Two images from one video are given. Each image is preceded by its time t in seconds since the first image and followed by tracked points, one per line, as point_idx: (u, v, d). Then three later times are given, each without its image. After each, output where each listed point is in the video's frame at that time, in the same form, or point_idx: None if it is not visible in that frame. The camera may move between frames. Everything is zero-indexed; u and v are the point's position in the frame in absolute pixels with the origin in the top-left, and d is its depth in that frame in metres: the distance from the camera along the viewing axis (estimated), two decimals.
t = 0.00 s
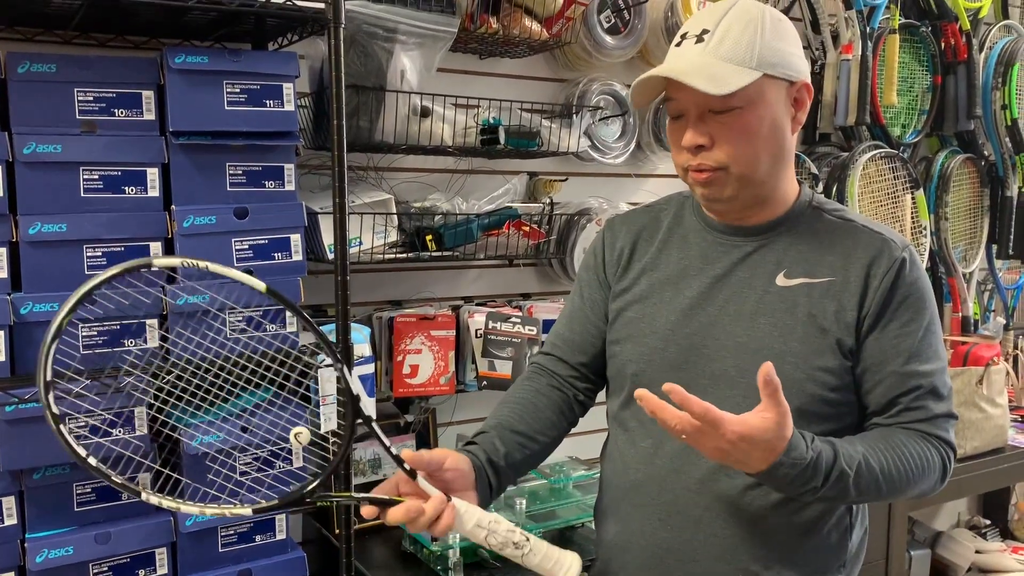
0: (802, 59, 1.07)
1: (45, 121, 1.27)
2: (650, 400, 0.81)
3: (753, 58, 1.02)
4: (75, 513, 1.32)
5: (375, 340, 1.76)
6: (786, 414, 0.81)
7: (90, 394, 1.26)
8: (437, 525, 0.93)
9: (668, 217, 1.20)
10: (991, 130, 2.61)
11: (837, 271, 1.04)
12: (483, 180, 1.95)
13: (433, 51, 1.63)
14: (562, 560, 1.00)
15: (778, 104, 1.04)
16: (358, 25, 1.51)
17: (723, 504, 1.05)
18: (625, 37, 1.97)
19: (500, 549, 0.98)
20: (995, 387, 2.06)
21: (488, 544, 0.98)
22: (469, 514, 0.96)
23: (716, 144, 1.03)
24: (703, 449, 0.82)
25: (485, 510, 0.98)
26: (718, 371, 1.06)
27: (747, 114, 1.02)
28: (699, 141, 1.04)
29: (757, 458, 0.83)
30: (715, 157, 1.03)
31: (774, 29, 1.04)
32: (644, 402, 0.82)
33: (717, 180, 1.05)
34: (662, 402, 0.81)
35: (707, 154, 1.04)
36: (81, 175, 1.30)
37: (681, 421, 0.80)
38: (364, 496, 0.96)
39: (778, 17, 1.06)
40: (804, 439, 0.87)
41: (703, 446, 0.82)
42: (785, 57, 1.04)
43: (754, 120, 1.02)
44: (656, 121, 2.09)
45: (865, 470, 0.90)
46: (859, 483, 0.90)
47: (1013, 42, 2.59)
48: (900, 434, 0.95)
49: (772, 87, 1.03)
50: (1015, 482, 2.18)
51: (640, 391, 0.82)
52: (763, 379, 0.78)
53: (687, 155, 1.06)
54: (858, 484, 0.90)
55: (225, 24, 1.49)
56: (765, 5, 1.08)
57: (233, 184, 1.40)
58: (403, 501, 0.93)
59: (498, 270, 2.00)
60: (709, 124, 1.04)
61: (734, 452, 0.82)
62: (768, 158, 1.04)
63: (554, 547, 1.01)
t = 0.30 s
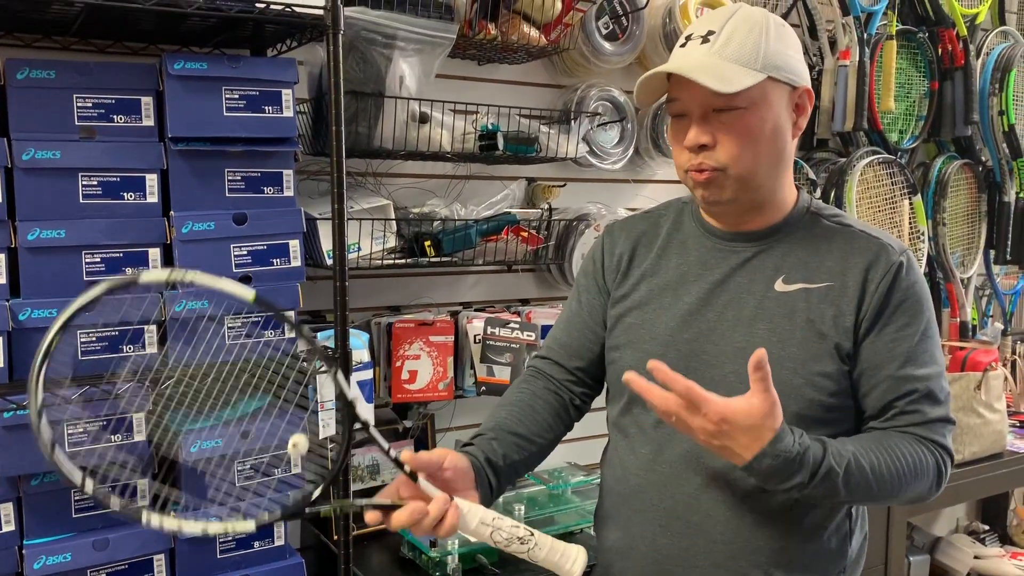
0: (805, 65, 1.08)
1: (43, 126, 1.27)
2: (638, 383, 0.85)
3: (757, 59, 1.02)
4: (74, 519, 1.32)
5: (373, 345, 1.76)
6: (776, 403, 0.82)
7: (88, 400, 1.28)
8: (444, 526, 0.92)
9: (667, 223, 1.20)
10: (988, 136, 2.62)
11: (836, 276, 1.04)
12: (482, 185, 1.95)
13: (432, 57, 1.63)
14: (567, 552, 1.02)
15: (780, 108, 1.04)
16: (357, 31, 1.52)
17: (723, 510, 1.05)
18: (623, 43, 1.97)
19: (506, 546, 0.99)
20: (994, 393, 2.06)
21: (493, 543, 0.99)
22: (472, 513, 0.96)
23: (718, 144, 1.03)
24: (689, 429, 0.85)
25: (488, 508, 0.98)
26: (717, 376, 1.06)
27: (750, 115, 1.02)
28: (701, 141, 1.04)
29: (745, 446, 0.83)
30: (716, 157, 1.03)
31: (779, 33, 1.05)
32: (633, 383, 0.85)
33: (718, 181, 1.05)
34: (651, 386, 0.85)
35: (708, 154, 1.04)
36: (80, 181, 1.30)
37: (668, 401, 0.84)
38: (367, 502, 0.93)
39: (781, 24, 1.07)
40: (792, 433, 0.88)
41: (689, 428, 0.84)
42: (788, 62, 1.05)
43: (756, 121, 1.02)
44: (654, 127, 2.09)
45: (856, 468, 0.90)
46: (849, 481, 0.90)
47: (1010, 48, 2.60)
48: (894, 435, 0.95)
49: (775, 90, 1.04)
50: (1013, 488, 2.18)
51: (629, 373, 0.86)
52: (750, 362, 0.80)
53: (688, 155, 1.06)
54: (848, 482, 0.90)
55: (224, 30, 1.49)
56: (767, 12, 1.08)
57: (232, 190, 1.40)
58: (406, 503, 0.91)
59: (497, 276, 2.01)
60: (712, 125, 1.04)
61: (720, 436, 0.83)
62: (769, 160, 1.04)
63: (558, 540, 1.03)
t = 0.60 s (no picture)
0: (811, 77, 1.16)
1: (42, 130, 1.27)
2: (639, 417, 0.84)
3: (794, 56, 1.06)
4: (72, 524, 1.32)
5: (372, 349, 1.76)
6: (779, 419, 0.82)
7: (87, 405, 1.27)
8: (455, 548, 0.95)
9: (666, 227, 1.20)
10: (986, 138, 2.63)
11: (836, 279, 1.04)
12: (481, 188, 1.95)
13: (431, 61, 1.63)
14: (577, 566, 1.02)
15: (806, 110, 1.09)
16: (356, 35, 1.52)
17: (723, 513, 1.05)
18: (622, 46, 1.97)
19: (518, 562, 1.00)
20: (993, 395, 2.06)
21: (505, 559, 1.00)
22: (484, 533, 0.97)
23: (761, 135, 1.04)
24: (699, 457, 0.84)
25: (500, 525, 0.99)
26: (716, 380, 1.06)
27: (788, 110, 1.06)
28: (746, 130, 1.04)
29: (752, 466, 0.83)
30: (758, 148, 1.04)
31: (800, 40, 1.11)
32: (631, 417, 0.84)
33: (754, 174, 1.05)
34: (651, 417, 0.84)
35: (751, 143, 1.04)
36: (79, 185, 1.30)
37: (671, 431, 0.83)
38: (380, 527, 0.96)
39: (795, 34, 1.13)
40: (799, 451, 0.88)
41: (698, 456, 0.84)
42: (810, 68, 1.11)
43: (793, 116, 1.06)
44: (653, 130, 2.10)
45: (862, 480, 0.90)
46: (856, 493, 0.90)
47: (1008, 51, 2.60)
48: (899, 443, 0.95)
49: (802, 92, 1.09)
50: (1013, 490, 2.18)
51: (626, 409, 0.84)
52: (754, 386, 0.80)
53: (726, 144, 1.06)
54: (856, 495, 0.90)
55: (223, 33, 1.49)
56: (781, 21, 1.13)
57: (231, 193, 1.40)
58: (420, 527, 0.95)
59: (496, 279, 2.00)
60: (753, 116, 1.05)
61: (728, 459, 0.83)
62: (797, 158, 1.08)
63: (569, 555, 1.03)
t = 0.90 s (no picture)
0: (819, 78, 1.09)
1: (40, 132, 1.27)
2: (639, 432, 0.85)
3: (772, 67, 1.02)
4: (69, 527, 1.31)
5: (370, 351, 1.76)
6: (780, 437, 0.82)
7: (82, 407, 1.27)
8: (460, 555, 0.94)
9: (667, 229, 1.20)
10: (984, 140, 2.63)
11: (836, 284, 1.04)
12: (479, 190, 1.95)
13: (429, 62, 1.63)
14: None
15: (790, 117, 1.04)
16: (354, 37, 1.51)
17: (722, 516, 1.05)
18: (620, 48, 1.98)
19: (518, 570, 1.00)
20: (990, 397, 2.06)
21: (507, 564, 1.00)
22: (488, 539, 0.97)
23: (725, 147, 1.03)
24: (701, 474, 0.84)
25: (503, 532, 0.99)
26: (715, 382, 1.06)
27: (758, 122, 1.02)
28: (708, 142, 1.04)
29: (752, 482, 0.83)
30: (722, 160, 1.03)
31: (796, 43, 1.05)
32: (635, 435, 0.85)
33: (721, 184, 1.05)
34: (652, 433, 0.85)
35: (711, 157, 1.04)
36: (76, 187, 1.30)
37: (671, 447, 0.83)
38: (387, 526, 0.96)
39: (799, 33, 1.07)
40: (799, 463, 0.87)
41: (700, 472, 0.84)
42: (803, 73, 1.05)
43: (763, 128, 1.02)
44: (651, 131, 2.10)
45: (862, 490, 0.90)
46: (856, 503, 0.90)
47: (1005, 52, 2.60)
48: (898, 450, 0.95)
49: (787, 99, 1.04)
50: (1010, 492, 2.18)
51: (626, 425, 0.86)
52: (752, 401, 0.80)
53: (694, 155, 1.06)
54: (856, 505, 0.90)
55: (221, 35, 1.49)
56: (786, 20, 1.08)
57: (228, 195, 1.40)
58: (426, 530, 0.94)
59: (494, 281, 2.00)
60: (720, 127, 1.04)
61: (731, 475, 0.83)
62: (773, 169, 1.05)
63: (569, 565, 1.03)
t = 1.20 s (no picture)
0: (813, 80, 1.09)
1: (40, 133, 1.27)
2: (638, 431, 0.85)
3: (762, 69, 1.02)
4: (69, 527, 1.31)
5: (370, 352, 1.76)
6: (776, 438, 0.82)
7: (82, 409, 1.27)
8: (459, 555, 0.94)
9: (666, 230, 1.20)
10: (983, 142, 2.63)
11: (834, 284, 1.04)
12: (479, 191, 1.95)
13: (429, 63, 1.64)
14: None
15: (782, 119, 1.04)
16: (354, 38, 1.52)
17: (720, 517, 1.05)
18: (620, 49, 1.98)
19: (517, 573, 1.01)
20: (990, 398, 2.07)
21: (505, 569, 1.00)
22: (488, 542, 0.97)
23: (717, 148, 1.04)
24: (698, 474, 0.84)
25: (502, 535, 0.99)
26: (714, 383, 1.06)
27: (749, 123, 1.02)
28: (699, 144, 1.04)
29: (750, 482, 0.83)
30: (714, 161, 1.04)
31: (788, 45, 1.05)
32: (633, 430, 0.85)
33: (715, 186, 1.05)
34: (650, 433, 0.85)
35: (705, 158, 1.05)
36: (77, 188, 1.30)
37: (669, 447, 0.84)
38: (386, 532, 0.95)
39: (793, 35, 1.07)
40: (796, 464, 0.87)
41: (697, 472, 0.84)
42: (795, 75, 1.05)
43: (755, 131, 1.03)
44: (651, 132, 2.10)
45: (859, 491, 0.91)
46: (853, 503, 0.90)
47: (1005, 54, 2.60)
48: (895, 450, 0.95)
49: (779, 101, 1.04)
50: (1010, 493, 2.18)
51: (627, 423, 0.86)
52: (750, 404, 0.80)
53: (687, 156, 1.07)
54: (852, 505, 0.90)
55: (221, 36, 1.49)
56: (781, 23, 1.08)
57: (229, 196, 1.40)
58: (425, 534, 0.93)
59: (494, 282, 2.00)
60: (712, 129, 1.05)
61: (726, 475, 0.83)
62: (766, 171, 1.05)
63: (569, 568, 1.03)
